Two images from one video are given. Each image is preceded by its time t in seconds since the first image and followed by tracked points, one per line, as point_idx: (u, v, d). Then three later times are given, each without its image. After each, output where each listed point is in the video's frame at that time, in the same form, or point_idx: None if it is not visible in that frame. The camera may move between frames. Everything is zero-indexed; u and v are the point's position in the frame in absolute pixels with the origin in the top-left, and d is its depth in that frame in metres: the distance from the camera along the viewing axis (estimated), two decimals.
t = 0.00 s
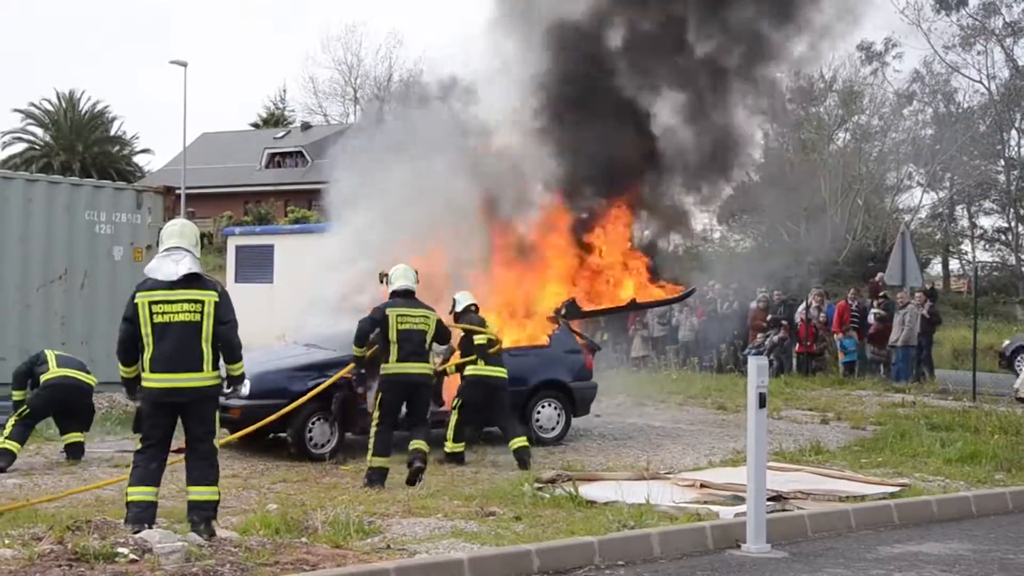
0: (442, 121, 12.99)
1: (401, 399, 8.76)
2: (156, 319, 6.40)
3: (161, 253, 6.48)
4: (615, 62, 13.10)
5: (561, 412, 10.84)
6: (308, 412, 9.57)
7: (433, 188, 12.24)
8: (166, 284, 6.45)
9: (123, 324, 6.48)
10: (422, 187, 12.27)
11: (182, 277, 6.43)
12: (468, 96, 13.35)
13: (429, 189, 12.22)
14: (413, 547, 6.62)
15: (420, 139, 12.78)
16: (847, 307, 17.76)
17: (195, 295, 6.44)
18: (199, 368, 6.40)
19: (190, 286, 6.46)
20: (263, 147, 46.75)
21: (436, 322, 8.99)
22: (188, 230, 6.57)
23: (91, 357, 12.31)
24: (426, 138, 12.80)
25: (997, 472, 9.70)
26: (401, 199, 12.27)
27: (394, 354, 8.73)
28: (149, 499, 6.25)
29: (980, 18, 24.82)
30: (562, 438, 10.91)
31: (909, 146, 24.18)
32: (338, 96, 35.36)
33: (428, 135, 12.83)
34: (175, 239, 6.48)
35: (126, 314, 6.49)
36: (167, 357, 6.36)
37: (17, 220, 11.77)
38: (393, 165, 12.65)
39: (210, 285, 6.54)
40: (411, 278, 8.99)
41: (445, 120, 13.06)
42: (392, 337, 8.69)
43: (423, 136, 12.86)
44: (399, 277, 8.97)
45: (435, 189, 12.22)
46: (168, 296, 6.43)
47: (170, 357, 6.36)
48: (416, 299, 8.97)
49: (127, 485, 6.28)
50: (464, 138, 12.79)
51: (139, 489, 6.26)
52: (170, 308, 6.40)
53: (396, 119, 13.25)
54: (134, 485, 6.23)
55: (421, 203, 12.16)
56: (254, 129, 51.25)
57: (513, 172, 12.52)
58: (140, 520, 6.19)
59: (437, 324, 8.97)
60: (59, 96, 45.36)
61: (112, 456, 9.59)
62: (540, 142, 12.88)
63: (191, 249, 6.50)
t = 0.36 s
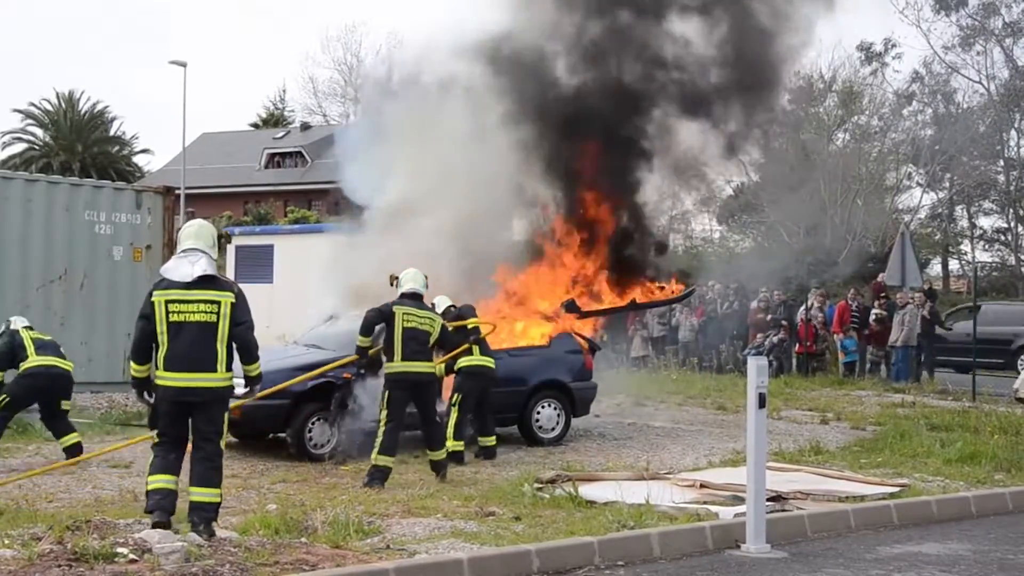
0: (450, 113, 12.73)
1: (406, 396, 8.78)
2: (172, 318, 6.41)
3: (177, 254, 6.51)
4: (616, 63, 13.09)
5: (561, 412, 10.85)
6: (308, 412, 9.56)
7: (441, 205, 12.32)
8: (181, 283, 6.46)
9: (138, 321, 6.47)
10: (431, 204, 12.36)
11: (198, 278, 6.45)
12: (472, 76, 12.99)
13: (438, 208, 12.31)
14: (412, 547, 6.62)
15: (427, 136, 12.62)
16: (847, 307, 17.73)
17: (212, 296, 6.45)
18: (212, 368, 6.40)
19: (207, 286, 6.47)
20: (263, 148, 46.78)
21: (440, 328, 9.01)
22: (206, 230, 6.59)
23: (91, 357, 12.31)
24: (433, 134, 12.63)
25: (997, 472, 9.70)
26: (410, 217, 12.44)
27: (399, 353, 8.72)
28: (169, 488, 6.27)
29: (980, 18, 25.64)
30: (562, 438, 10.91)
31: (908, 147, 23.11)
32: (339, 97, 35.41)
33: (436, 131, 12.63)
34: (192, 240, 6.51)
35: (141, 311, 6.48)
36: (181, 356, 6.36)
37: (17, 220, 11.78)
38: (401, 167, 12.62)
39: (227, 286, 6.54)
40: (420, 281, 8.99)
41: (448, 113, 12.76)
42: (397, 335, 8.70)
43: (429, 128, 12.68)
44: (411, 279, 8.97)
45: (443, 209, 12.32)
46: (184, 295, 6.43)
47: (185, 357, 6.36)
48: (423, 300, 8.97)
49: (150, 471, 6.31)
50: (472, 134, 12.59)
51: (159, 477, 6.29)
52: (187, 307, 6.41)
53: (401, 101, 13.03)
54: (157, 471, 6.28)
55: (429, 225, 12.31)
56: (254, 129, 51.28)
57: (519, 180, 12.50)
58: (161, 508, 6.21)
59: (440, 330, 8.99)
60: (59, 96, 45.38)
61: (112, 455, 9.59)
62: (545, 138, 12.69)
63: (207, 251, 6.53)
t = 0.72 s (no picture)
0: (469, 98, 12.02)
1: (421, 398, 8.82)
2: (170, 321, 6.42)
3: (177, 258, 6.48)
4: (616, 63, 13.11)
5: (561, 412, 10.84)
6: (308, 412, 9.56)
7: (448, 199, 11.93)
8: (177, 286, 6.45)
9: (141, 325, 6.51)
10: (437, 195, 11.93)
11: (193, 280, 6.43)
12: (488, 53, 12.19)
13: (445, 203, 11.92)
14: (413, 547, 6.62)
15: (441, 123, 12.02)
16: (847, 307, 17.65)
17: (206, 296, 6.41)
18: (213, 367, 6.37)
19: (201, 287, 6.44)
20: (264, 148, 46.78)
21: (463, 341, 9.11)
22: (202, 232, 6.59)
23: (92, 357, 12.29)
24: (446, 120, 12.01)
25: (998, 472, 9.70)
26: (413, 205, 11.94)
27: (421, 355, 8.82)
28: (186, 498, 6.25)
29: (980, 18, 26.05)
30: (562, 438, 10.90)
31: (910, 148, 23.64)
32: (339, 97, 35.40)
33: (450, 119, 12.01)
34: (188, 242, 6.51)
35: (143, 316, 6.50)
36: (181, 358, 6.37)
37: (17, 220, 11.78)
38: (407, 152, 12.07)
39: (221, 284, 6.50)
40: (450, 292, 9.11)
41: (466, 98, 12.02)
42: (421, 339, 8.79)
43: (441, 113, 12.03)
44: (441, 290, 9.10)
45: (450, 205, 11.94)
46: (180, 297, 6.43)
47: (185, 359, 6.36)
48: (450, 311, 9.07)
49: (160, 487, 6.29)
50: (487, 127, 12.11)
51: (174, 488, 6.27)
52: (183, 310, 6.40)
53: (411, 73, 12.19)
54: (167, 485, 6.26)
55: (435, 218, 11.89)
56: (254, 129, 51.28)
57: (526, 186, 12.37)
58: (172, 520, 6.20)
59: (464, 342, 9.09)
60: (60, 96, 45.36)
61: (114, 456, 9.59)
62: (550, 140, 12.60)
63: (203, 253, 6.52)
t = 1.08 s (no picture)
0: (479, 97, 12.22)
1: (426, 395, 8.90)
2: (185, 323, 6.46)
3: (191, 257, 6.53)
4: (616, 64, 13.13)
5: (561, 412, 10.83)
6: (307, 412, 9.54)
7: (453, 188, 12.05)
8: (191, 288, 6.49)
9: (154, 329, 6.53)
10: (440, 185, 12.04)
11: (205, 282, 6.46)
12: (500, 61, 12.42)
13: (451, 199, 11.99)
14: (412, 547, 6.63)
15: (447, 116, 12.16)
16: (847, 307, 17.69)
17: (220, 298, 6.47)
18: (229, 368, 6.44)
19: (215, 290, 6.48)
20: (263, 148, 46.76)
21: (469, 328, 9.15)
22: (214, 234, 6.59)
23: (91, 357, 12.29)
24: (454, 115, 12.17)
25: (997, 473, 9.69)
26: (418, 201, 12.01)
27: (423, 351, 8.85)
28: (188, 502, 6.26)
29: (980, 18, 24.68)
30: (562, 438, 10.90)
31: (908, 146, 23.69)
32: (338, 96, 35.35)
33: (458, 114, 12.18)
34: (202, 244, 6.53)
35: (156, 320, 6.52)
36: (197, 360, 6.41)
37: (17, 220, 11.79)
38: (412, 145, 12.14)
39: (234, 286, 6.56)
40: (449, 284, 9.13)
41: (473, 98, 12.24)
42: (423, 332, 8.85)
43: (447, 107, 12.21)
44: (440, 282, 9.10)
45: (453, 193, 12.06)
46: (194, 300, 6.47)
47: (201, 361, 6.40)
48: (451, 303, 9.10)
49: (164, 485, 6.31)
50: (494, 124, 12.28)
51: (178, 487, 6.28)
52: (198, 312, 6.44)
53: (423, 64, 12.17)
54: (167, 485, 6.26)
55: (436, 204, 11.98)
56: (254, 129, 51.24)
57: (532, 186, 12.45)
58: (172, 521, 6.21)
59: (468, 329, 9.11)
60: (59, 97, 45.33)
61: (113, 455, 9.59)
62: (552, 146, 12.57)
63: (216, 255, 6.52)
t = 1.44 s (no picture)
0: (496, 100, 12.37)
1: (429, 394, 8.91)
2: (236, 330, 6.48)
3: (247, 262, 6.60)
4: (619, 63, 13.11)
5: (561, 412, 10.81)
6: (310, 411, 9.50)
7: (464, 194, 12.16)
8: (245, 295, 6.53)
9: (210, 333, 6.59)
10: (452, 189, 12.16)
11: (257, 290, 6.51)
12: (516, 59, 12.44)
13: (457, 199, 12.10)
14: (413, 548, 6.63)
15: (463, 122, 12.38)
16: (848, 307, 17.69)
17: (271, 309, 6.47)
18: (274, 380, 6.42)
19: (269, 301, 6.49)
20: (264, 148, 46.77)
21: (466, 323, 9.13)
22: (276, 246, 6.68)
23: (92, 357, 12.29)
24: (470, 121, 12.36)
25: (997, 472, 9.69)
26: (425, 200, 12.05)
27: (423, 351, 8.86)
28: (207, 493, 6.29)
29: (981, 18, 24.67)
30: (562, 438, 10.88)
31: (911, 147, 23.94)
32: (338, 96, 35.35)
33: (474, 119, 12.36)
34: (262, 250, 6.61)
35: (211, 323, 6.58)
36: (244, 368, 6.42)
37: (17, 219, 11.79)
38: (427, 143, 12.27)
39: (286, 298, 6.55)
40: (442, 280, 9.11)
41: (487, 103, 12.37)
42: (420, 334, 8.85)
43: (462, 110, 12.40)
44: (433, 279, 9.07)
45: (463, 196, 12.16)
46: (247, 308, 6.49)
47: (247, 369, 6.41)
48: (446, 301, 9.08)
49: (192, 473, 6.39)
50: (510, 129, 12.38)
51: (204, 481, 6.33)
52: (250, 321, 6.46)
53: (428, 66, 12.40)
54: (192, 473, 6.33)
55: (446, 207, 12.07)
56: (254, 130, 51.24)
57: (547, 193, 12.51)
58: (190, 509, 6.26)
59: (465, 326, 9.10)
60: (60, 97, 45.35)
61: (114, 454, 9.59)
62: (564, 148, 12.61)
63: (271, 265, 6.59)
